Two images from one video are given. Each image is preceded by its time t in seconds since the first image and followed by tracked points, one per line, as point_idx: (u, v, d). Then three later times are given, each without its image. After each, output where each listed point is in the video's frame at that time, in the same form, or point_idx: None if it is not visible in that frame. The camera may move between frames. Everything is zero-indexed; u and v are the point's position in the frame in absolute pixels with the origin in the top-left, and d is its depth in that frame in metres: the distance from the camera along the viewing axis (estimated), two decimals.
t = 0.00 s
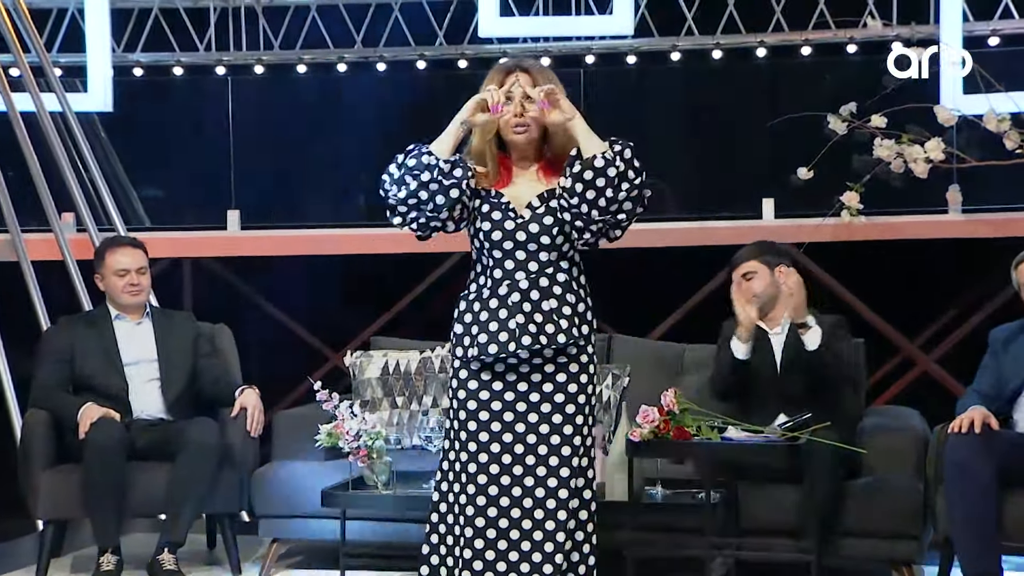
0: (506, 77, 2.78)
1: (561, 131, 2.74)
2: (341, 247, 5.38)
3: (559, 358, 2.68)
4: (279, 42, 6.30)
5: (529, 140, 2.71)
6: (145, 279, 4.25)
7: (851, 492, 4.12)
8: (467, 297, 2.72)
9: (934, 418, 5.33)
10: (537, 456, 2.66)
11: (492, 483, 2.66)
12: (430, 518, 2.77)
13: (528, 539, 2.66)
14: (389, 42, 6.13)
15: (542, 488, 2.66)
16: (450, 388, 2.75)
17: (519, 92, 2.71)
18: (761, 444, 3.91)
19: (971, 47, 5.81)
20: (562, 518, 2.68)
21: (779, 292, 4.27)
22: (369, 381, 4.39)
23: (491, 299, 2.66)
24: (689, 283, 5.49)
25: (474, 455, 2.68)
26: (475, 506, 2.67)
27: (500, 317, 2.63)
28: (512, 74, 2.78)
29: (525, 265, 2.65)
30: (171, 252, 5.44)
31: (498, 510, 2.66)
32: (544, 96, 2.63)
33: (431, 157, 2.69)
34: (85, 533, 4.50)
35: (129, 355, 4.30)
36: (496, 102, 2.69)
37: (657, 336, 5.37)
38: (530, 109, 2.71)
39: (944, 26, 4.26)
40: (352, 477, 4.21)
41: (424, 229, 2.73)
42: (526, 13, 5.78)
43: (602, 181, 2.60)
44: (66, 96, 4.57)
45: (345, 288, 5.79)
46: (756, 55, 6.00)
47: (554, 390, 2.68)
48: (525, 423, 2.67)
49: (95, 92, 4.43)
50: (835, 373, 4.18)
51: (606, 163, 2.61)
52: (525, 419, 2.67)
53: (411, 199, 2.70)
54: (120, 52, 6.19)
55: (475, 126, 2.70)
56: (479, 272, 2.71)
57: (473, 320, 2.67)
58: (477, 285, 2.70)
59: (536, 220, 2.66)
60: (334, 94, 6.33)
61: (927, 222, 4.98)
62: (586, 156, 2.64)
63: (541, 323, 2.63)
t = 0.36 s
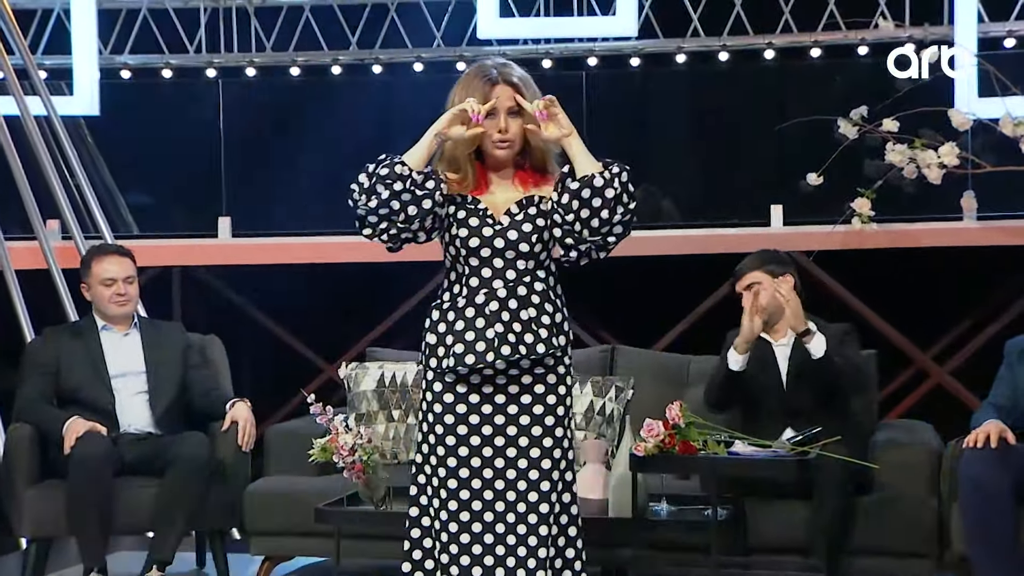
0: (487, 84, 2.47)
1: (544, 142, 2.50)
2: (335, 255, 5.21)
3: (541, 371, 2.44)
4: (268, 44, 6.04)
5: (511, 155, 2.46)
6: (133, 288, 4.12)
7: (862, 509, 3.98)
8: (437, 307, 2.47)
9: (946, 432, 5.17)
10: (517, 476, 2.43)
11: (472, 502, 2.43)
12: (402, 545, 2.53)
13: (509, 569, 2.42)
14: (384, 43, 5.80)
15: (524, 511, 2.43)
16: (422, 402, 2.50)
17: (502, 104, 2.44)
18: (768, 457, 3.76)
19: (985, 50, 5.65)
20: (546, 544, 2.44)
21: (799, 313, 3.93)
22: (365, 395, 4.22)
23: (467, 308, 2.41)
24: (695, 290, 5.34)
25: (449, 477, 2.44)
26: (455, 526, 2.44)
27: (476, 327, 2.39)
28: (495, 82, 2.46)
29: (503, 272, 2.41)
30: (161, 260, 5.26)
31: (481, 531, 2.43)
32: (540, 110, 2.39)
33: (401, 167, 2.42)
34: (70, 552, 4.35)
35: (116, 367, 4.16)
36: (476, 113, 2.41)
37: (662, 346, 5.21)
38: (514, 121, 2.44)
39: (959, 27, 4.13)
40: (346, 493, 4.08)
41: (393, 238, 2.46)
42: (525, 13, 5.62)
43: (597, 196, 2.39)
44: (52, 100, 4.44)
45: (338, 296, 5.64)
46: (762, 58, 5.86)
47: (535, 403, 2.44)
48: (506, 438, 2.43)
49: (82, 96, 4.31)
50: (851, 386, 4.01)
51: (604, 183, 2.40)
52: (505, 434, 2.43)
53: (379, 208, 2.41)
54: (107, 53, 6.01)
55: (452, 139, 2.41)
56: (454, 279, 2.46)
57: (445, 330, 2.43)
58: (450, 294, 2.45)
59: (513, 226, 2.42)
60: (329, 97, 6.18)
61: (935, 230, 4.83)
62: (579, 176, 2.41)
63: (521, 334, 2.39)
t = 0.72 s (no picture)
0: (472, 89, 2.44)
1: (530, 149, 2.48)
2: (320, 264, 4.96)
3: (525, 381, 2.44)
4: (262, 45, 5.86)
5: (496, 163, 2.45)
6: (123, 297, 3.99)
7: (876, 526, 3.83)
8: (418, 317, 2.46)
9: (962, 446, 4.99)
10: (501, 486, 2.43)
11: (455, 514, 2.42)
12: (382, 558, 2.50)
13: None
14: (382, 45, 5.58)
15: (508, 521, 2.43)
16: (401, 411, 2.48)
17: (487, 111, 2.42)
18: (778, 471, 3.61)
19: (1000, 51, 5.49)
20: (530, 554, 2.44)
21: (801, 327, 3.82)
22: (361, 407, 4.09)
23: (451, 316, 2.41)
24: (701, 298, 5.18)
25: (432, 487, 2.43)
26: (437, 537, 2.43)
27: (460, 336, 2.38)
28: (480, 88, 2.43)
29: (489, 280, 2.41)
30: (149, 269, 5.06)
31: (463, 542, 2.42)
32: (529, 119, 2.38)
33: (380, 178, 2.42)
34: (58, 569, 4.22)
35: (104, 380, 4.02)
36: (456, 122, 2.39)
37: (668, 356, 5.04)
38: (500, 129, 2.43)
39: (976, 27, 3.99)
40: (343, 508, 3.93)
41: (372, 249, 2.46)
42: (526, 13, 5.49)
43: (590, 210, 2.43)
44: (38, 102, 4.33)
45: (334, 303, 5.47)
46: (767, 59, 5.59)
47: (517, 414, 2.43)
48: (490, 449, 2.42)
49: (70, 98, 4.21)
50: (866, 397, 3.85)
51: (598, 196, 2.44)
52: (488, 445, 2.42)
53: (358, 220, 2.42)
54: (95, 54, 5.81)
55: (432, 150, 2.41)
56: (438, 287, 2.45)
57: (427, 338, 2.42)
58: (432, 302, 2.44)
59: (500, 235, 2.42)
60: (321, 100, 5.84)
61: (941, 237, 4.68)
62: (571, 188, 2.44)
63: (506, 344, 2.39)
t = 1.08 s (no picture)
0: (463, 96, 2.39)
1: (524, 155, 2.45)
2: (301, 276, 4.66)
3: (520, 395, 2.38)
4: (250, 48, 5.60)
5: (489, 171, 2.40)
6: (110, 307, 3.86)
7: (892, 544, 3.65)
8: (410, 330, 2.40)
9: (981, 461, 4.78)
10: (495, 502, 2.37)
11: (448, 530, 2.37)
12: None
13: None
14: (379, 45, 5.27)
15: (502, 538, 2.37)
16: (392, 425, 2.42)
17: (479, 119, 2.38)
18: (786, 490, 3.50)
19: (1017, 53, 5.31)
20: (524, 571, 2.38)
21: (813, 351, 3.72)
22: (356, 420, 3.96)
23: (445, 328, 2.35)
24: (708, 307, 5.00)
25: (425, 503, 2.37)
26: (429, 556, 2.37)
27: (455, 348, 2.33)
28: (472, 95, 2.39)
29: (485, 291, 2.35)
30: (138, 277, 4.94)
31: (456, 559, 2.36)
32: (523, 127, 2.35)
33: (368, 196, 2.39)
34: None
35: (89, 393, 3.89)
36: (445, 134, 2.36)
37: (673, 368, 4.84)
38: (493, 137, 2.39)
39: (993, 27, 3.89)
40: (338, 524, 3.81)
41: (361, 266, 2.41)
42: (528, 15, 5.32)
43: (591, 218, 2.38)
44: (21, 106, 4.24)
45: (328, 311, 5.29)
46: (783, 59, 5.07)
47: (513, 428, 2.38)
48: (484, 465, 2.36)
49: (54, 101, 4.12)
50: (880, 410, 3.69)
51: (599, 204, 2.39)
52: (483, 461, 2.36)
53: (345, 238, 2.38)
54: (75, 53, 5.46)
55: (421, 163, 2.38)
56: (430, 299, 2.39)
57: (420, 350, 2.36)
58: (425, 314, 2.38)
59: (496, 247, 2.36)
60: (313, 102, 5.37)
61: (945, 244, 4.73)
62: (572, 196, 2.40)
63: (502, 356, 2.34)
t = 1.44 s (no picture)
0: (463, 102, 2.20)
1: (525, 163, 2.27)
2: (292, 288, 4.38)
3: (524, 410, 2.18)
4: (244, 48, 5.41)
5: (491, 182, 2.21)
6: (95, 319, 3.71)
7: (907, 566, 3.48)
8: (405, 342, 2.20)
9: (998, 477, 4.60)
10: (498, 522, 2.18)
11: (447, 552, 2.18)
12: None
13: None
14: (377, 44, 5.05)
15: (506, 560, 2.18)
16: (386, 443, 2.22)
17: (480, 126, 2.18)
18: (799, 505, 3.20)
19: None
20: None
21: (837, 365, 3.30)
22: (350, 435, 3.79)
23: (442, 342, 2.15)
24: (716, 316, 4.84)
25: (422, 526, 2.18)
26: None
27: (453, 365, 2.13)
28: (471, 101, 2.20)
29: (484, 303, 2.15)
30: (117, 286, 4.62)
31: None
32: (527, 136, 2.16)
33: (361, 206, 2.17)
34: None
35: (74, 407, 3.74)
36: (443, 144, 2.13)
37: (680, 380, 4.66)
38: (495, 146, 2.19)
39: (1012, 28, 3.78)
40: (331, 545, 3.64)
41: (354, 281, 2.20)
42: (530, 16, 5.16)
43: (598, 227, 2.18)
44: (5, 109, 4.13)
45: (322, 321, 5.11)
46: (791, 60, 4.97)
47: (515, 443, 2.17)
48: (485, 481, 2.17)
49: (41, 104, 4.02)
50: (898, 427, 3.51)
51: (606, 211, 2.19)
52: (483, 476, 2.16)
53: (339, 250, 2.15)
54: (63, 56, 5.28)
55: (419, 172, 2.15)
56: (427, 310, 2.19)
57: (416, 363, 2.16)
58: (421, 326, 2.18)
59: (497, 255, 2.17)
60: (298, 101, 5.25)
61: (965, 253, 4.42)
62: (576, 207, 2.19)
63: (504, 371, 2.13)
